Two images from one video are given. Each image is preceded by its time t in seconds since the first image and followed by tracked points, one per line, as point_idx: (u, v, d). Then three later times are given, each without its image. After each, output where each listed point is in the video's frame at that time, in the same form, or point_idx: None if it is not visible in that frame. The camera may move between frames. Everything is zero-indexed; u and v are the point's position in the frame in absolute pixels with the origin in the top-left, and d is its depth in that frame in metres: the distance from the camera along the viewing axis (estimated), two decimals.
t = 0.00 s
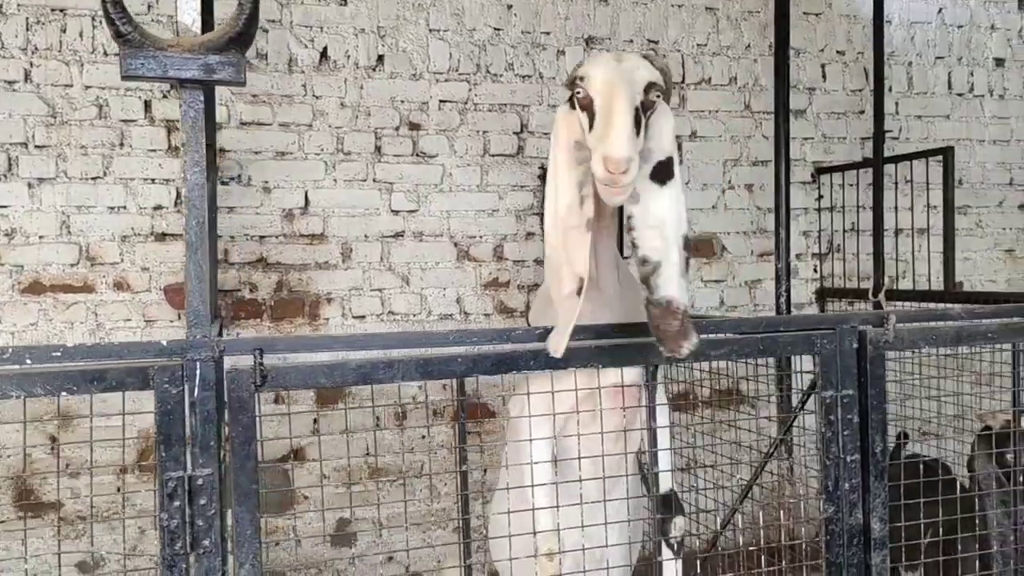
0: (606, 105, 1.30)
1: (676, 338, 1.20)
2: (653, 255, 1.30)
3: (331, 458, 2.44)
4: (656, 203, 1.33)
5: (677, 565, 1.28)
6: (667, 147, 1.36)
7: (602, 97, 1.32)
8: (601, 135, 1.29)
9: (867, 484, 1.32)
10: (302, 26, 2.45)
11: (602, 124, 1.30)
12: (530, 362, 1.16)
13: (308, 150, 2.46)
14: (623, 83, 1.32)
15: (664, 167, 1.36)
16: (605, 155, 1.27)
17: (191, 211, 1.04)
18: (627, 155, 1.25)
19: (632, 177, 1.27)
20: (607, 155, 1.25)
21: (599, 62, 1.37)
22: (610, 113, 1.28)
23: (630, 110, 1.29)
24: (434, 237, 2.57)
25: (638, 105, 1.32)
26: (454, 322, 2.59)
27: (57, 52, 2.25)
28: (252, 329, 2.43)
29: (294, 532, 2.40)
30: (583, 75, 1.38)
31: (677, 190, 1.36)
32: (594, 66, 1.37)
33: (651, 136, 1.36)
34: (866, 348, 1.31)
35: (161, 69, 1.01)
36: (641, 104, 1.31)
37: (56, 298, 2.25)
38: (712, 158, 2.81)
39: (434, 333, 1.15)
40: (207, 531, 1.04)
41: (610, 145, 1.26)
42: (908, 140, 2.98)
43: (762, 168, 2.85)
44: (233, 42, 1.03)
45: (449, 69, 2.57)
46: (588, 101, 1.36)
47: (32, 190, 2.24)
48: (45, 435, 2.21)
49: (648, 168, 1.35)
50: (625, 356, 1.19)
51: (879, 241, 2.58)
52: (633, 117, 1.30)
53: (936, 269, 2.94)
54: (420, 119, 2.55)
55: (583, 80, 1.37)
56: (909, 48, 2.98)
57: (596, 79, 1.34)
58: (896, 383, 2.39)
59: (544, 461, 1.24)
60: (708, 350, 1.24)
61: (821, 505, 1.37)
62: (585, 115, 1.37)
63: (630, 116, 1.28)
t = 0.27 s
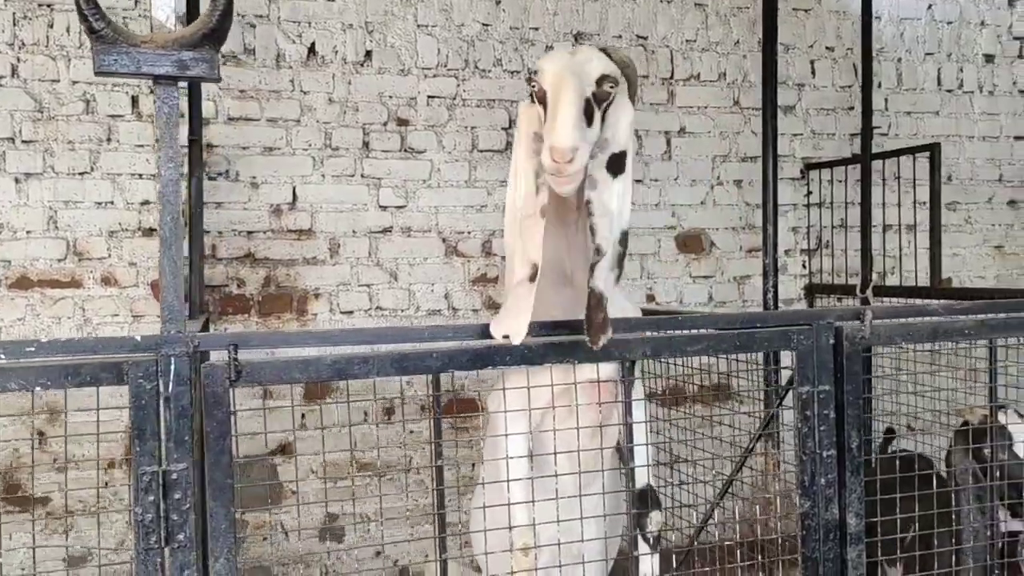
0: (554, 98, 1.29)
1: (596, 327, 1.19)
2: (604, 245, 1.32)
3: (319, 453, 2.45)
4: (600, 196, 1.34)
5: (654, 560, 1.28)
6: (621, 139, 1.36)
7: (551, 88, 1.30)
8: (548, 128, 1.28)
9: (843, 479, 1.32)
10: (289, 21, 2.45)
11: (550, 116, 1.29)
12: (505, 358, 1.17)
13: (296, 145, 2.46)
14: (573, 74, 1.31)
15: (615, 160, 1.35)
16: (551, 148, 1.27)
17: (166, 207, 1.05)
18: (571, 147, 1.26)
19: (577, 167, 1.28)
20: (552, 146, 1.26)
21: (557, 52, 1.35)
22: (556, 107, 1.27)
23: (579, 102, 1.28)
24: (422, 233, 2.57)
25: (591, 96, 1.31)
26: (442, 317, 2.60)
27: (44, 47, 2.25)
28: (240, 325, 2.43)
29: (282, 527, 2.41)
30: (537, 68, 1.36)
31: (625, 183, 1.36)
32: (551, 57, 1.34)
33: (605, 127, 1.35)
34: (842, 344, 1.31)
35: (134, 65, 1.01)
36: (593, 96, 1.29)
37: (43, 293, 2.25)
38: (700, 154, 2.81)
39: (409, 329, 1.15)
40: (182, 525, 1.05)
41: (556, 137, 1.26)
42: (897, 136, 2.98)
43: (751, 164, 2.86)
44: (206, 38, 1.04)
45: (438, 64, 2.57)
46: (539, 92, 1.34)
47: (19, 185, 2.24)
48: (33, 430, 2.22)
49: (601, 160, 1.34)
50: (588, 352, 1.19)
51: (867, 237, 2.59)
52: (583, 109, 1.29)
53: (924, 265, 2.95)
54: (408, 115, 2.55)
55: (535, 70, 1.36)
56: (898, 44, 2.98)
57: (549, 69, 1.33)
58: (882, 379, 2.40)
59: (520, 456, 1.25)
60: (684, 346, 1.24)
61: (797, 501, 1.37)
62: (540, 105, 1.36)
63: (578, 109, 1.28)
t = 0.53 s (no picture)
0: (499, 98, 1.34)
1: (564, 324, 1.20)
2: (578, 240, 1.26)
3: (310, 449, 2.47)
4: (564, 190, 1.29)
5: (633, 554, 1.29)
6: (578, 133, 1.34)
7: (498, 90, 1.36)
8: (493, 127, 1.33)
9: (821, 475, 1.33)
10: (280, 19, 2.46)
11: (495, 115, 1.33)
12: (485, 353, 1.18)
13: (287, 142, 2.47)
14: (516, 73, 1.35)
15: (574, 154, 1.32)
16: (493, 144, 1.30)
17: (147, 204, 1.06)
18: (509, 139, 1.28)
19: (519, 160, 1.29)
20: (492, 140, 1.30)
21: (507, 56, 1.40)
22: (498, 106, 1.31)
23: (518, 96, 1.32)
24: (413, 230, 2.58)
25: (535, 92, 1.34)
26: (432, 314, 2.61)
27: (34, 44, 2.26)
28: (230, 321, 2.44)
29: (273, 522, 2.42)
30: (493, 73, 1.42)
31: (592, 176, 1.32)
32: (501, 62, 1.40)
33: (561, 123, 1.34)
34: (821, 340, 1.32)
35: (115, 63, 1.02)
36: (535, 90, 1.32)
37: (34, 289, 2.26)
38: (690, 152, 2.82)
39: (388, 325, 1.16)
40: (163, 519, 1.06)
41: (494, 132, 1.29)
42: (887, 133, 2.99)
43: (741, 162, 2.87)
44: (186, 37, 1.05)
45: (428, 62, 2.58)
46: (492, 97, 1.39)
47: (10, 182, 2.25)
48: (24, 426, 2.23)
49: (557, 155, 1.31)
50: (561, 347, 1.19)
51: (856, 234, 2.60)
52: (526, 104, 1.32)
53: (913, 262, 2.96)
54: (399, 112, 2.56)
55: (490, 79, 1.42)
56: (888, 41, 2.99)
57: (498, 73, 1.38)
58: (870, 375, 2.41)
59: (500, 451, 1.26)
60: (663, 342, 1.25)
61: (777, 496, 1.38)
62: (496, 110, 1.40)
63: (518, 103, 1.31)
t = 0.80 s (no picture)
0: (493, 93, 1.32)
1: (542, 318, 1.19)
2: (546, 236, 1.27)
3: (307, 443, 2.47)
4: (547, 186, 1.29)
5: (624, 546, 1.29)
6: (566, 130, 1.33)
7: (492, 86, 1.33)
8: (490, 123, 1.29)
9: (813, 466, 1.33)
10: (276, 13, 2.46)
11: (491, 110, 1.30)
12: (475, 345, 1.18)
13: (283, 136, 2.47)
14: (510, 68, 1.33)
15: (561, 148, 1.32)
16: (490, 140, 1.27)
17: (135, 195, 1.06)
18: (510, 137, 1.25)
19: (518, 160, 1.26)
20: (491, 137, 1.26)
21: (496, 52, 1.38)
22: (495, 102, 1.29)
23: (516, 95, 1.30)
24: (409, 224, 2.58)
25: (529, 89, 1.33)
26: (429, 308, 2.61)
27: (30, 39, 2.26)
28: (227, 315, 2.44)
29: (269, 517, 2.43)
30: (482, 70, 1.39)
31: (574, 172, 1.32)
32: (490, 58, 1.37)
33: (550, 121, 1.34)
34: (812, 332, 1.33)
35: (102, 55, 1.02)
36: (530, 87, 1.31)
37: (30, 284, 2.27)
38: (687, 146, 2.82)
39: (377, 316, 1.16)
40: (152, 510, 1.07)
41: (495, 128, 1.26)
42: (885, 127, 2.98)
43: (738, 156, 2.87)
44: (173, 29, 1.05)
45: (424, 56, 2.58)
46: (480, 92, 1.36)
47: (6, 176, 2.25)
48: (20, 420, 2.23)
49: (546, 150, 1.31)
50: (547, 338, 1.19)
51: (853, 228, 2.59)
52: (521, 101, 1.31)
53: (911, 256, 2.96)
54: (395, 106, 2.56)
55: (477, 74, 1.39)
56: (886, 35, 2.98)
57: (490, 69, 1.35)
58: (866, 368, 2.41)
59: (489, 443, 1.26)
60: (654, 334, 1.25)
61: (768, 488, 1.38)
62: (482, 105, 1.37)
63: (515, 100, 1.29)
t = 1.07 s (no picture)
0: (564, 75, 1.16)
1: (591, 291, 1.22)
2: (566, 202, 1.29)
3: (305, 435, 2.46)
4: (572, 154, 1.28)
5: (621, 537, 1.28)
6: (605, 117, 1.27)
7: (558, 66, 1.17)
8: (564, 109, 1.14)
9: (813, 457, 1.32)
10: (273, 3, 2.44)
11: (564, 95, 1.14)
12: (471, 333, 1.17)
13: (281, 127, 2.45)
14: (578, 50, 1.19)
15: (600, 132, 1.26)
16: (576, 127, 1.12)
17: (125, 180, 1.04)
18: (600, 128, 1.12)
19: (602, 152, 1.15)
20: (578, 127, 1.12)
21: (546, 29, 1.22)
22: (574, 88, 1.14)
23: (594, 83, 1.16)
24: (408, 215, 2.57)
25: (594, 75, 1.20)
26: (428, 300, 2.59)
27: (26, 28, 2.25)
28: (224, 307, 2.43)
29: (268, 509, 2.42)
30: (528, 44, 1.22)
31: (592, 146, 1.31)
32: (544, 36, 1.21)
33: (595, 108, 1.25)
34: (812, 321, 1.31)
35: (90, 37, 1.01)
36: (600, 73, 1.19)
37: (27, 275, 2.26)
38: (688, 137, 2.80)
39: (371, 304, 1.15)
40: (142, 499, 1.05)
41: (581, 117, 1.12)
42: (888, 118, 2.96)
43: (740, 147, 2.85)
44: (163, 11, 1.03)
45: (423, 46, 2.56)
46: (535, 71, 1.20)
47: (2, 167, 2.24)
48: (17, 411, 2.22)
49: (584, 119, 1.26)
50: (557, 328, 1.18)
51: (855, 220, 2.57)
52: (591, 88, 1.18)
53: (914, 248, 2.93)
54: (394, 97, 2.54)
55: (526, 48, 1.22)
56: (889, 25, 2.95)
57: (551, 49, 1.19)
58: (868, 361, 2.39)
59: (484, 432, 1.25)
60: (652, 322, 1.24)
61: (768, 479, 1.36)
62: (530, 85, 1.21)
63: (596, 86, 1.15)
